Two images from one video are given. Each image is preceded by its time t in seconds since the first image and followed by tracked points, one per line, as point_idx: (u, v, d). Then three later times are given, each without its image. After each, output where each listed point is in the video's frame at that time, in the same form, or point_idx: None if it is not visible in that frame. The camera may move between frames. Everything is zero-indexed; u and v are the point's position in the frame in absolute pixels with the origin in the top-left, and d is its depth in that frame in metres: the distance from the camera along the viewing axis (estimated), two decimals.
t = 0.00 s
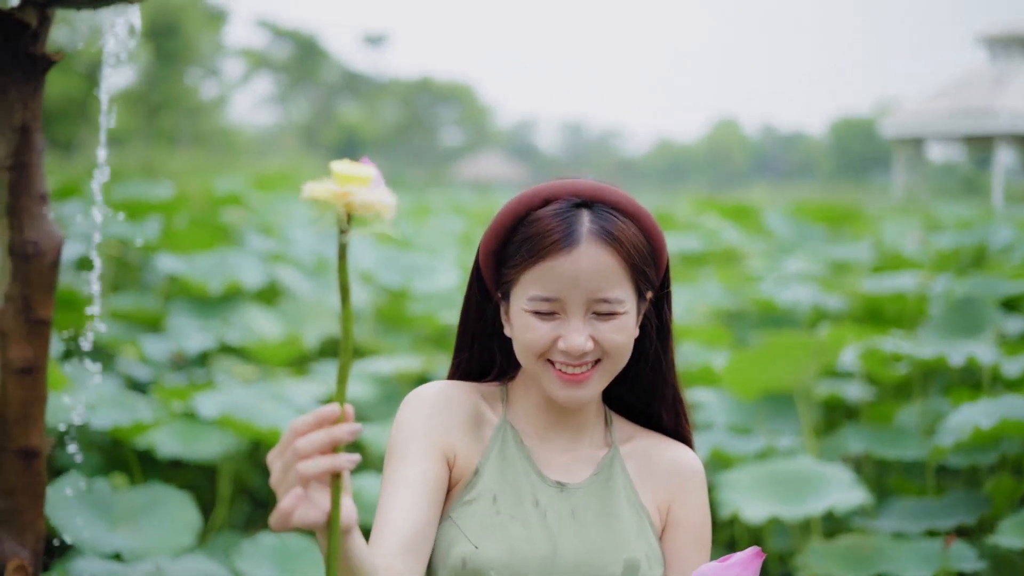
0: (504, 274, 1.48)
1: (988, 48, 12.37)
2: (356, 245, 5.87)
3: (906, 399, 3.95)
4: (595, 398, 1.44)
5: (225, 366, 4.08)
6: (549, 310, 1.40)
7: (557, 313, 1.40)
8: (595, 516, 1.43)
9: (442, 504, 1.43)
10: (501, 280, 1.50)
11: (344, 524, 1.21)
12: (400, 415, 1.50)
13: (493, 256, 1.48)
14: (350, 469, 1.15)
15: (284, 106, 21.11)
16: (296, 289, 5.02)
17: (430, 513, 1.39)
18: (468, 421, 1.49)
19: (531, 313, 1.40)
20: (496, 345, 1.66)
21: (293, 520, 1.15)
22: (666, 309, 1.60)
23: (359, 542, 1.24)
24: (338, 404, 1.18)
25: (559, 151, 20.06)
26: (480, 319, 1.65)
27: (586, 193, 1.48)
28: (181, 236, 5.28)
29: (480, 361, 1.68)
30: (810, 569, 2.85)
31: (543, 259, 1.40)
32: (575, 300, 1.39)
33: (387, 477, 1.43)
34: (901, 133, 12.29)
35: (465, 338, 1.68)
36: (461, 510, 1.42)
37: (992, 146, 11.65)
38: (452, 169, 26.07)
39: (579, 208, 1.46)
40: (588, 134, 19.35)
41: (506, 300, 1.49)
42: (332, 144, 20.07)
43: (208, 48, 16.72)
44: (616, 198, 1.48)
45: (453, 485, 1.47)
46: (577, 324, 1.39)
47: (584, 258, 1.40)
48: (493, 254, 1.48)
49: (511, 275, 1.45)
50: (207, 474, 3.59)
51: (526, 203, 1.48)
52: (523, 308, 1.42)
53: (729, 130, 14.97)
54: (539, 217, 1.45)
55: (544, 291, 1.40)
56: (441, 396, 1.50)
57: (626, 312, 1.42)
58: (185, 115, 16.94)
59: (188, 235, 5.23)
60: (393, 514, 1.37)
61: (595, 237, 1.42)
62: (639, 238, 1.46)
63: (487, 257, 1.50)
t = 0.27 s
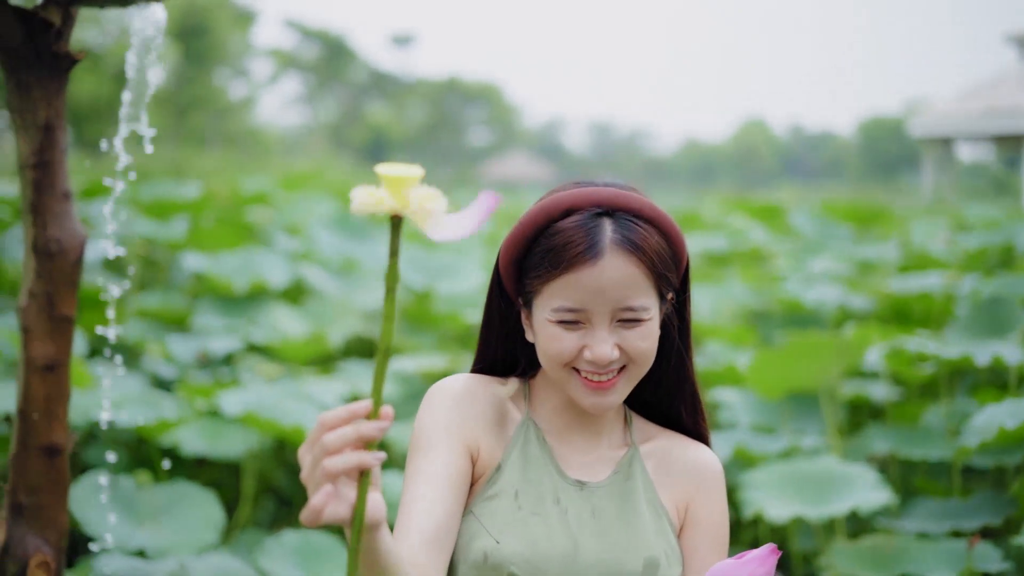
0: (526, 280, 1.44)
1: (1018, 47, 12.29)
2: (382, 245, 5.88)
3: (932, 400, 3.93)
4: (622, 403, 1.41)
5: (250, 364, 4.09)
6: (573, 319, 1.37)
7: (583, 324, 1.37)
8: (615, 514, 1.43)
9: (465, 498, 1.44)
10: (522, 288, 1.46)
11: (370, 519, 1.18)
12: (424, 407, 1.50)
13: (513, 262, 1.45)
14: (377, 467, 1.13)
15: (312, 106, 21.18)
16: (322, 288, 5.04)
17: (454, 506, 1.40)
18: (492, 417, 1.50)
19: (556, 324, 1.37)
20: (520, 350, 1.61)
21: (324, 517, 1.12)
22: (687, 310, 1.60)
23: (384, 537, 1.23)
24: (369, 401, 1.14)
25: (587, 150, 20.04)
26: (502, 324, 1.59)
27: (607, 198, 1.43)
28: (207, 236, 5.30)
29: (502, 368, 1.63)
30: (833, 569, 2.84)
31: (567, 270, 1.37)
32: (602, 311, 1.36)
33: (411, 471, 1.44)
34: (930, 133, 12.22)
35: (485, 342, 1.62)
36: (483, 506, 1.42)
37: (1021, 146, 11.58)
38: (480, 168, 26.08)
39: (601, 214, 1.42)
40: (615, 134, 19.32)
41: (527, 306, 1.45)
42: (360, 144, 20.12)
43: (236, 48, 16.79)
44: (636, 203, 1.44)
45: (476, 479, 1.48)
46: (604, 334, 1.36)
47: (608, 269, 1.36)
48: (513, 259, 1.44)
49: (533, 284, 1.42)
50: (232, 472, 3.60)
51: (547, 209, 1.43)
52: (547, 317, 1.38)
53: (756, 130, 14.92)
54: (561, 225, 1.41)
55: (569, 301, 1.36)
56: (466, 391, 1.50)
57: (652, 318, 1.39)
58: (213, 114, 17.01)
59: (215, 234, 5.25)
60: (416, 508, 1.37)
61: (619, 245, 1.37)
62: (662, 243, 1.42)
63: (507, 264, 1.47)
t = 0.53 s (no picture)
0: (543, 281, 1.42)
1: None
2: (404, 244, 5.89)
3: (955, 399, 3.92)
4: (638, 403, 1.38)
5: (272, 363, 4.10)
6: (591, 316, 1.34)
7: (600, 321, 1.33)
8: (633, 509, 1.42)
9: (483, 491, 1.42)
10: (539, 287, 1.44)
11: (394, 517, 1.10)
12: (442, 400, 1.49)
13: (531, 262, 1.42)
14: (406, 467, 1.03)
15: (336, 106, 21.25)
16: (344, 286, 5.05)
17: (472, 499, 1.38)
18: (511, 411, 1.49)
19: (573, 321, 1.34)
20: (540, 345, 1.61)
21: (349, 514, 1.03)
22: (707, 311, 1.60)
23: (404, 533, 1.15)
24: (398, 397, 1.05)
25: (611, 150, 20.04)
26: (520, 321, 1.59)
27: (627, 198, 1.41)
28: (230, 235, 5.32)
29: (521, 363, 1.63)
30: (854, 569, 2.83)
31: (586, 267, 1.34)
32: (620, 308, 1.33)
33: (428, 464, 1.42)
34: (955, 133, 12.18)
35: (503, 337, 1.62)
36: (501, 500, 1.41)
37: None
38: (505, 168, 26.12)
39: (620, 214, 1.40)
40: (639, 134, 19.31)
41: (545, 307, 1.43)
42: (385, 144, 20.19)
43: (260, 49, 16.87)
44: (656, 204, 1.42)
45: (493, 474, 1.46)
46: (622, 332, 1.33)
47: (627, 267, 1.33)
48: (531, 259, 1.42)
49: (550, 282, 1.39)
50: (254, 469, 3.61)
51: (566, 207, 1.41)
52: (565, 315, 1.36)
53: (780, 129, 14.90)
54: (580, 225, 1.39)
55: (587, 298, 1.33)
56: (485, 384, 1.49)
57: (670, 318, 1.36)
58: (238, 114, 17.11)
59: (238, 233, 5.28)
60: (434, 500, 1.36)
61: (638, 244, 1.35)
62: (682, 244, 1.40)
63: (525, 262, 1.44)
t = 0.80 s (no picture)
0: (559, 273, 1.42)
1: None
2: (425, 242, 5.90)
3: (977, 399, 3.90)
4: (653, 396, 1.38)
5: (293, 362, 4.12)
6: (605, 310, 1.34)
7: (615, 314, 1.34)
8: (648, 504, 1.42)
9: (498, 485, 1.42)
10: (556, 278, 1.44)
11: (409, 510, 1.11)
12: (457, 394, 1.49)
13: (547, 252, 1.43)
14: (420, 458, 1.04)
15: (360, 106, 21.30)
16: (365, 285, 5.06)
17: (486, 492, 1.38)
18: (527, 405, 1.49)
19: (587, 313, 1.35)
20: (555, 339, 1.61)
21: (360, 504, 1.06)
22: (723, 305, 1.60)
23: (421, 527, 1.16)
24: (409, 393, 1.05)
25: (634, 151, 20.02)
26: (535, 316, 1.59)
27: (643, 190, 1.41)
28: (252, 234, 5.34)
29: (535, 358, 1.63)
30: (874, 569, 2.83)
31: (600, 261, 1.34)
32: (633, 303, 1.33)
33: (442, 459, 1.42)
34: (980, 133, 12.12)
35: (518, 332, 1.62)
36: (516, 494, 1.41)
37: None
38: (528, 168, 26.12)
39: (636, 208, 1.40)
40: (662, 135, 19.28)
41: (560, 299, 1.43)
42: (408, 143, 20.22)
43: (283, 50, 16.93)
44: (672, 196, 1.41)
45: (508, 468, 1.46)
46: (635, 326, 1.33)
47: (642, 261, 1.33)
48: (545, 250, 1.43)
49: (566, 274, 1.39)
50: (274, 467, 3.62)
51: (582, 200, 1.41)
52: (580, 308, 1.36)
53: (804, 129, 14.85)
54: (594, 218, 1.39)
55: (601, 292, 1.34)
56: (500, 377, 1.50)
57: (685, 312, 1.36)
58: (262, 114, 17.17)
59: (259, 231, 5.30)
60: (449, 493, 1.36)
61: (653, 238, 1.35)
62: (697, 238, 1.40)
63: (542, 253, 1.45)
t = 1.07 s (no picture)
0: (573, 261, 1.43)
1: None
2: (448, 241, 5.90)
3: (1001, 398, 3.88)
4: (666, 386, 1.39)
5: (316, 360, 4.13)
6: (617, 298, 1.35)
7: (627, 302, 1.34)
8: (662, 497, 1.42)
9: (511, 478, 1.42)
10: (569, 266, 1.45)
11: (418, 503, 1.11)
12: (471, 386, 1.49)
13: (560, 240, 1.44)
14: (425, 451, 1.04)
15: (385, 106, 21.34)
16: (387, 284, 5.07)
17: (501, 485, 1.38)
18: (541, 398, 1.49)
19: (600, 301, 1.35)
20: (568, 332, 1.62)
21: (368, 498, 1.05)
22: (739, 299, 1.61)
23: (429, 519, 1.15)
24: (413, 386, 1.06)
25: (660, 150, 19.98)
26: (548, 308, 1.60)
27: (655, 179, 1.42)
28: (276, 232, 5.36)
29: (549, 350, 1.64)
30: (895, 568, 2.81)
31: (612, 249, 1.35)
32: (645, 291, 1.33)
33: (456, 451, 1.43)
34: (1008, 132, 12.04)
35: (531, 325, 1.63)
36: (530, 486, 1.41)
37: None
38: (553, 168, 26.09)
39: (649, 195, 1.41)
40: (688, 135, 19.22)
41: (574, 287, 1.44)
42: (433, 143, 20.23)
43: (308, 50, 16.99)
44: (685, 185, 1.42)
45: (522, 461, 1.46)
46: (647, 314, 1.33)
47: (653, 249, 1.34)
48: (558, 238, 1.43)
49: (579, 262, 1.40)
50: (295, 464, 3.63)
51: (595, 188, 1.42)
52: (592, 296, 1.36)
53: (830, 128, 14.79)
54: (607, 206, 1.39)
55: (614, 280, 1.34)
56: (514, 370, 1.50)
57: (697, 301, 1.37)
58: (287, 115, 17.22)
59: (282, 230, 5.31)
60: (463, 485, 1.36)
61: (665, 225, 1.35)
62: (709, 226, 1.40)
63: (556, 242, 1.45)
